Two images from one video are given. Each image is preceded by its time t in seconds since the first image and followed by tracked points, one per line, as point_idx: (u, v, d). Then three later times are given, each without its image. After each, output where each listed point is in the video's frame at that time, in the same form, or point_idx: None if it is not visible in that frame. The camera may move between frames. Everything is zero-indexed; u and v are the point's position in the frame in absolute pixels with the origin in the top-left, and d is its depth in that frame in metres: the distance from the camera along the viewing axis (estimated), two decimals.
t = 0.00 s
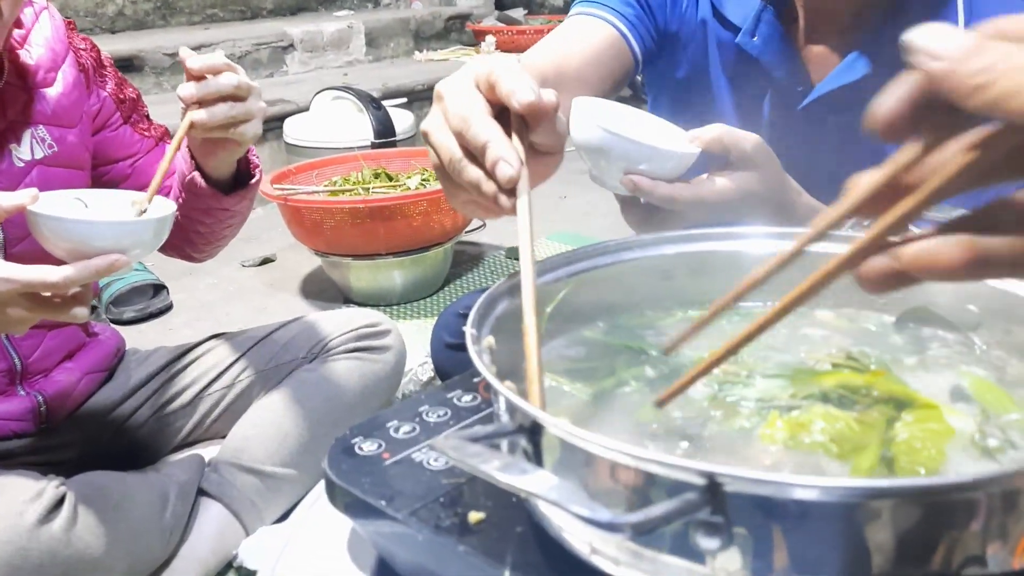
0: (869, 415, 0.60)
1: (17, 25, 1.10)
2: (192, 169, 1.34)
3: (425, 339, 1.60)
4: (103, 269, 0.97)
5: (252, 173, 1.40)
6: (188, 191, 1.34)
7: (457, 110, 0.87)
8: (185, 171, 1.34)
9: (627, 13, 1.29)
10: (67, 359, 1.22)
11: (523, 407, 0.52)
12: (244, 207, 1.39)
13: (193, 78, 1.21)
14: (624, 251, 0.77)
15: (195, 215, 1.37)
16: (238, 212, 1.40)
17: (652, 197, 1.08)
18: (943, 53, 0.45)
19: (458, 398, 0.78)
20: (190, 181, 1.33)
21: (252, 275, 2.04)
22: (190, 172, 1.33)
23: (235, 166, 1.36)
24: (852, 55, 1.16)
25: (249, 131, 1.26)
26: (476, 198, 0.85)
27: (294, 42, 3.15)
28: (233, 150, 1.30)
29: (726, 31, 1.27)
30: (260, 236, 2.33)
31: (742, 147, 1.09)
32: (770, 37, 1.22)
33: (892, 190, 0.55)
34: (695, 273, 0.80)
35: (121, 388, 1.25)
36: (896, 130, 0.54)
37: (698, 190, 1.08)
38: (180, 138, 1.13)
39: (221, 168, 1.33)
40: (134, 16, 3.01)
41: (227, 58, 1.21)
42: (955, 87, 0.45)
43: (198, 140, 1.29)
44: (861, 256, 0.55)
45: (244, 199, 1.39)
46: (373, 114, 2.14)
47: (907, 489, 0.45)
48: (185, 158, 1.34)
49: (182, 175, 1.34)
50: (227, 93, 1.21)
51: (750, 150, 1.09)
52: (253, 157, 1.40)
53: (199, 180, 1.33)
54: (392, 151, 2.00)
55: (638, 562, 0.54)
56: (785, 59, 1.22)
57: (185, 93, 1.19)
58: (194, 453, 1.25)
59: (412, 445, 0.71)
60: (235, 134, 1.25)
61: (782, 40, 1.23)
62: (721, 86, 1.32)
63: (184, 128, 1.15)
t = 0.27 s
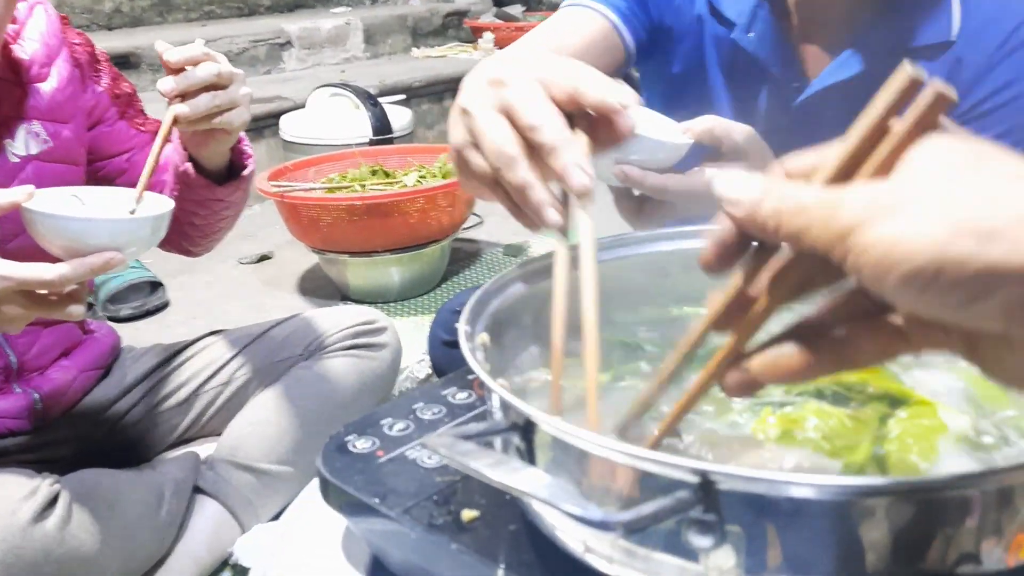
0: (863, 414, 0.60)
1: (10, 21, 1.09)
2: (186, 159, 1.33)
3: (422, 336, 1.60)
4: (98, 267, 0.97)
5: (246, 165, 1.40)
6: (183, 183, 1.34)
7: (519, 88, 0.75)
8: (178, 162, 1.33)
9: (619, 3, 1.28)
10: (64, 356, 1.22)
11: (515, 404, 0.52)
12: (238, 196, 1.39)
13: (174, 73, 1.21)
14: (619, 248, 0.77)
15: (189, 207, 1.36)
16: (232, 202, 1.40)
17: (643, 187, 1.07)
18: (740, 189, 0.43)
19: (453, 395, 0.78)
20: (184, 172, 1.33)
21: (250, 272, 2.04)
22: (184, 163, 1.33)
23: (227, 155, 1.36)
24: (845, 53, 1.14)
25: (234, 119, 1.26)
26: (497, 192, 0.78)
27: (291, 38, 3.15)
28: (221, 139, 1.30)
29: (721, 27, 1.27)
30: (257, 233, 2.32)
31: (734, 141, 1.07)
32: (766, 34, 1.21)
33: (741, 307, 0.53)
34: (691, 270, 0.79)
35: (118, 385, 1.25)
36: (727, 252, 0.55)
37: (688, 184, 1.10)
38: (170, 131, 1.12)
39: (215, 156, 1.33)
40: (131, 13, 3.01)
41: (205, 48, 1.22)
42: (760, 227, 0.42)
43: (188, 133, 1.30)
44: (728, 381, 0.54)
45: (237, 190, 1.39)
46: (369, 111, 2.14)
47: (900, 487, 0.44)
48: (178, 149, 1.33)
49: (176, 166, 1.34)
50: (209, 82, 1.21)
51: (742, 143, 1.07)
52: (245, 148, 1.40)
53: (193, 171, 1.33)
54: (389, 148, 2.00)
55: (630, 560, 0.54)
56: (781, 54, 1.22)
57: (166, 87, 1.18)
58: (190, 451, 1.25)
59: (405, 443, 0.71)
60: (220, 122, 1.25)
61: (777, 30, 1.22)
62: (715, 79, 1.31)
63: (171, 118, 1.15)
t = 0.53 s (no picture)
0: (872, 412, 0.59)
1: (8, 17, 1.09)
2: (182, 164, 1.33)
3: (423, 334, 1.59)
4: (97, 263, 0.97)
5: (244, 171, 1.39)
6: (178, 186, 1.34)
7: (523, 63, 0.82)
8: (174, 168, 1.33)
9: None
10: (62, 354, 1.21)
11: (518, 402, 0.51)
12: (235, 201, 1.38)
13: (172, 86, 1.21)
14: (621, 244, 0.76)
15: (185, 210, 1.36)
16: (230, 207, 1.39)
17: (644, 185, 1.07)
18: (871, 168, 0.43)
19: (455, 393, 0.77)
20: (180, 175, 1.33)
21: (250, 269, 2.04)
22: (180, 167, 1.33)
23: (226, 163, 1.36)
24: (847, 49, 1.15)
25: (235, 125, 1.26)
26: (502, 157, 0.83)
27: (291, 35, 3.14)
28: (224, 147, 1.30)
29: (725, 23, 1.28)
30: (257, 230, 2.32)
31: (736, 138, 1.06)
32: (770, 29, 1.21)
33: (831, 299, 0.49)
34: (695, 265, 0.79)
35: (118, 381, 1.25)
36: (836, 259, 0.50)
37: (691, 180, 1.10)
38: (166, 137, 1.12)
39: (212, 163, 1.32)
40: (131, 9, 3.00)
41: (201, 56, 1.22)
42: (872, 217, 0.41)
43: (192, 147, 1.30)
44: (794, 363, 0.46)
45: (235, 195, 1.38)
46: (370, 108, 2.13)
47: (910, 485, 0.44)
48: (174, 153, 1.33)
49: (172, 169, 1.34)
50: (205, 92, 1.20)
51: (745, 141, 1.07)
52: (243, 153, 1.39)
53: (189, 175, 1.33)
54: (390, 144, 2.00)
55: (635, 559, 0.53)
56: (787, 50, 1.21)
57: (164, 99, 1.17)
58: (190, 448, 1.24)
59: (408, 441, 0.70)
60: (217, 132, 1.24)
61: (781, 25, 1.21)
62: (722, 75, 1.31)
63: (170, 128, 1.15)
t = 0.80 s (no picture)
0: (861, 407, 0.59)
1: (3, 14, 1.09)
2: (171, 172, 1.34)
3: (419, 330, 1.60)
4: (95, 267, 0.97)
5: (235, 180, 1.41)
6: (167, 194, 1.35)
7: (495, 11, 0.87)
8: (164, 175, 1.34)
9: None
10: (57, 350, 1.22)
11: (508, 398, 0.51)
12: (223, 210, 1.39)
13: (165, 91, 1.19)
14: (614, 240, 0.75)
15: (173, 217, 1.36)
16: (219, 216, 1.40)
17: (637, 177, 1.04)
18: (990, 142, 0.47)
19: (447, 388, 0.78)
20: (168, 184, 1.34)
21: (247, 265, 2.04)
22: (170, 176, 1.34)
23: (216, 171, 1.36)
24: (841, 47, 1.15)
25: (225, 137, 1.26)
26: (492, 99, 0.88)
27: (288, 31, 3.14)
28: (213, 155, 1.30)
29: (717, 17, 1.27)
30: (254, 227, 2.32)
31: (729, 129, 1.06)
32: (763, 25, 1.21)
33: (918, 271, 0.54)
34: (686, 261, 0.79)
35: (113, 377, 1.25)
36: (941, 225, 0.59)
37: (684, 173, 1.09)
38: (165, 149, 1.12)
39: (201, 172, 1.33)
40: (128, 5, 3.00)
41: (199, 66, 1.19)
42: (989, 186, 0.47)
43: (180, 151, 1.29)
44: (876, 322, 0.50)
45: (223, 205, 1.39)
46: (367, 104, 2.13)
47: (894, 479, 0.44)
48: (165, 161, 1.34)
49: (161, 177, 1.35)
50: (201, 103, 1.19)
51: (738, 132, 1.06)
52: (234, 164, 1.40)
53: (177, 184, 1.33)
54: (386, 141, 2.00)
55: (623, 553, 0.54)
56: (780, 47, 1.22)
57: (159, 112, 1.16)
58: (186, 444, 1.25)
59: (400, 436, 0.71)
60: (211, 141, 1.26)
61: (774, 23, 1.21)
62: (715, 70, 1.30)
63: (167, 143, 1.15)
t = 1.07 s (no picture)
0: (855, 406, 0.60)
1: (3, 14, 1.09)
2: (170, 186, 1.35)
3: (418, 328, 1.60)
4: (93, 268, 0.97)
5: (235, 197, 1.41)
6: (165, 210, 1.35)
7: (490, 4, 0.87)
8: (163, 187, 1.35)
9: None
10: (56, 349, 1.22)
11: (506, 398, 0.52)
12: (218, 225, 1.39)
13: (188, 100, 1.21)
14: (612, 239, 0.76)
15: (168, 230, 1.37)
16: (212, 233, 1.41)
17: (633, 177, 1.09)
18: None
19: (446, 387, 0.78)
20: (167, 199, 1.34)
21: (246, 264, 2.04)
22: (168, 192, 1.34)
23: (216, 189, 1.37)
24: (840, 43, 1.17)
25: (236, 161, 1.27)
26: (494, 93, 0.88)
27: (287, 29, 3.14)
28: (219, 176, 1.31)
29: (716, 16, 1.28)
30: (253, 225, 2.32)
31: (724, 128, 1.05)
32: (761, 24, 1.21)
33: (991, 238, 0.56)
34: (684, 259, 0.79)
35: (111, 377, 1.25)
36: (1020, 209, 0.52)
37: (679, 170, 1.10)
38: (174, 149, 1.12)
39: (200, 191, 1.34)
40: (126, 4, 3.00)
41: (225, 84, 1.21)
42: None
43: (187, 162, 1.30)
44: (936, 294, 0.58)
45: (220, 221, 1.39)
46: (365, 102, 2.14)
47: (888, 476, 0.44)
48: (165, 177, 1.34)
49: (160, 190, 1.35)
50: (218, 120, 1.21)
51: (733, 131, 1.05)
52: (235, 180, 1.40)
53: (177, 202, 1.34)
54: (385, 139, 2.00)
55: (621, 550, 0.54)
56: (778, 45, 1.22)
57: (177, 117, 1.18)
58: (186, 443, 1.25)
59: (399, 434, 0.71)
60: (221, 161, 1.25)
61: (773, 22, 1.22)
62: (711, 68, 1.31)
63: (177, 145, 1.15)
